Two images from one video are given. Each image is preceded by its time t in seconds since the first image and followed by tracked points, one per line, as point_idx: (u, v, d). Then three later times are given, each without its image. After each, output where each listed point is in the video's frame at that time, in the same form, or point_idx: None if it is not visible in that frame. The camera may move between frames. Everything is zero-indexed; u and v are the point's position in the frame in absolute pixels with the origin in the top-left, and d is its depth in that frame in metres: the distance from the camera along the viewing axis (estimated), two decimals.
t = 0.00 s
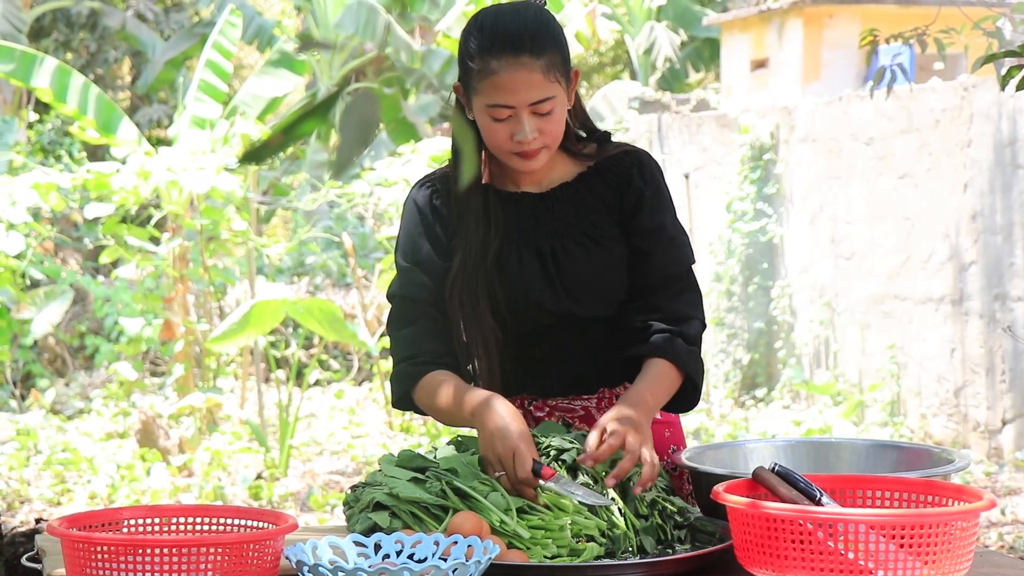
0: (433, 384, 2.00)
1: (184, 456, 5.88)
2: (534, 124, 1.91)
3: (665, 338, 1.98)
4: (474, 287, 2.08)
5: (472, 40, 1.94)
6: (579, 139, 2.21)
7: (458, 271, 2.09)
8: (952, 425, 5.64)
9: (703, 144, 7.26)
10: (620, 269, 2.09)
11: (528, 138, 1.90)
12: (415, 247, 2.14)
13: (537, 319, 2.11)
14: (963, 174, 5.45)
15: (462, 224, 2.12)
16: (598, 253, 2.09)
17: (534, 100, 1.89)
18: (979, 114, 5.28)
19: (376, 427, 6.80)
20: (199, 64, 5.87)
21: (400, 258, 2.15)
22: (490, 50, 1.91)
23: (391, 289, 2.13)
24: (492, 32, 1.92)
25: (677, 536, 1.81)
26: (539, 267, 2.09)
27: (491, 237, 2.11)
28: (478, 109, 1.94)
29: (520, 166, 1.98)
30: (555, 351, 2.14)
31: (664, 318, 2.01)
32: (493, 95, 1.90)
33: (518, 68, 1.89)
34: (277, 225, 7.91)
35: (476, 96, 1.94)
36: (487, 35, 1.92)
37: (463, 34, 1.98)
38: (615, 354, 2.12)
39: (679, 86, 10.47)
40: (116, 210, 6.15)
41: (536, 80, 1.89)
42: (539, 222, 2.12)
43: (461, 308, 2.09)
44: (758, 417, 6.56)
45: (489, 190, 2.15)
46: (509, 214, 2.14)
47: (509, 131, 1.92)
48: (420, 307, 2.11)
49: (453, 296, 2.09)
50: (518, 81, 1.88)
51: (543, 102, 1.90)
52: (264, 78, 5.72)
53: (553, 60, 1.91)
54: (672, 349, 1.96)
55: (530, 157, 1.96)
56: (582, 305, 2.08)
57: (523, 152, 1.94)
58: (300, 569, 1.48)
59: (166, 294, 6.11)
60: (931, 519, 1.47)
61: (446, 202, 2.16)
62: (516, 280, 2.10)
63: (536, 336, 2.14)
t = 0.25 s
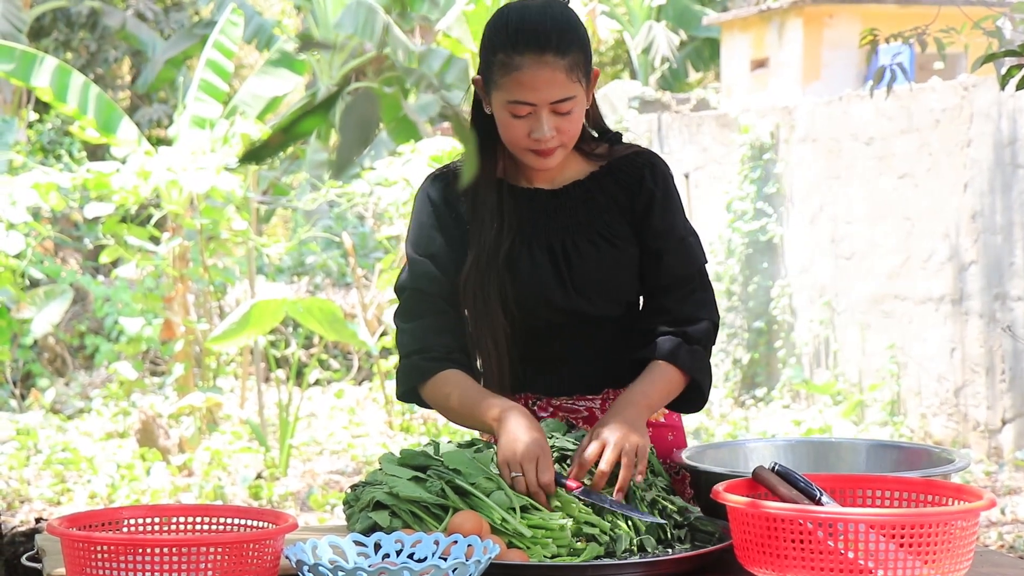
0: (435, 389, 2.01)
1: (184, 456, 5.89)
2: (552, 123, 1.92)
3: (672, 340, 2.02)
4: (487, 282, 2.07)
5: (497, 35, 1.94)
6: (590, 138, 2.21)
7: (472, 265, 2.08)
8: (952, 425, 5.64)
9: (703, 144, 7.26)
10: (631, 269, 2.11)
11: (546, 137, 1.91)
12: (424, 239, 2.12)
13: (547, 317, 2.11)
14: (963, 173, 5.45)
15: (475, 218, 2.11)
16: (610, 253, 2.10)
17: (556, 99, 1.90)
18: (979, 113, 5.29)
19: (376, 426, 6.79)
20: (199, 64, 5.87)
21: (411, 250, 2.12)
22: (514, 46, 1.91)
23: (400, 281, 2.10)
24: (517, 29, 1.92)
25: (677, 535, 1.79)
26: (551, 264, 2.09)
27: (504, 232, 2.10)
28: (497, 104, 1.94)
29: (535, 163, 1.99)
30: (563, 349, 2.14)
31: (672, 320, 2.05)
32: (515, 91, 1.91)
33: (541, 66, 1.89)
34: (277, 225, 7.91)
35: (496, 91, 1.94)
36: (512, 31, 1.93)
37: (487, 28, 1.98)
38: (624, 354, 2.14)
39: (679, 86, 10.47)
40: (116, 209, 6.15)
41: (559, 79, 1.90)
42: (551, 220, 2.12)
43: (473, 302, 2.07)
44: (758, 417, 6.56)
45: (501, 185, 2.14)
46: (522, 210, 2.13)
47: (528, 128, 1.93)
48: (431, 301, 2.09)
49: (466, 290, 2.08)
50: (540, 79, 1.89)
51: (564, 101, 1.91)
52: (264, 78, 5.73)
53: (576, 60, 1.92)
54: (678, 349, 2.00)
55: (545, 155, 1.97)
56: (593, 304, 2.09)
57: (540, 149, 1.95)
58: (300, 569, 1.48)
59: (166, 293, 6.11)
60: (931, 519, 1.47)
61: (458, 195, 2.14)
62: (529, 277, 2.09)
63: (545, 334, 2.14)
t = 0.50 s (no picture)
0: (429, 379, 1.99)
1: (184, 456, 5.89)
2: (571, 119, 1.92)
3: (681, 342, 2.03)
4: (500, 274, 2.05)
5: (522, 27, 1.95)
6: (602, 138, 2.21)
7: (486, 256, 2.07)
8: (952, 424, 5.64)
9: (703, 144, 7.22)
10: (642, 269, 2.11)
11: (563, 132, 1.90)
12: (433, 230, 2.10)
13: (557, 313, 2.10)
14: (963, 173, 5.45)
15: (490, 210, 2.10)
16: (621, 251, 2.10)
17: (575, 96, 1.90)
18: (979, 113, 5.30)
19: (376, 427, 6.79)
20: (200, 64, 5.87)
21: (423, 238, 2.11)
22: (539, 40, 1.92)
23: (412, 268, 2.08)
24: (542, 24, 1.93)
25: (676, 536, 1.80)
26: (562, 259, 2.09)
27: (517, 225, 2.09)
28: (517, 97, 1.94)
29: (550, 161, 1.99)
30: (571, 346, 2.13)
31: (680, 322, 2.06)
32: (536, 85, 1.91)
33: (565, 61, 1.90)
34: (278, 225, 7.90)
35: (517, 84, 1.94)
36: (538, 25, 1.93)
37: (512, 20, 1.99)
38: (632, 354, 2.15)
39: (679, 86, 10.47)
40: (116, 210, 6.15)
41: (582, 76, 1.90)
42: (563, 216, 2.11)
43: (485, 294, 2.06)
44: (758, 417, 6.56)
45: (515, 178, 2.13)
46: (534, 204, 2.12)
47: (545, 122, 1.92)
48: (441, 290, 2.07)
49: (478, 282, 2.07)
50: (563, 75, 1.90)
51: (583, 98, 1.91)
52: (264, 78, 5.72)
53: (597, 59, 1.93)
54: (684, 352, 2.01)
55: (560, 152, 1.96)
56: (604, 301, 2.08)
57: (556, 145, 1.94)
58: (300, 569, 1.48)
59: (166, 294, 6.11)
60: (931, 518, 1.47)
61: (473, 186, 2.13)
62: (540, 271, 2.08)
63: (554, 331, 2.13)
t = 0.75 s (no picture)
0: (420, 370, 2.01)
1: (184, 456, 5.89)
2: (577, 117, 1.92)
3: (673, 343, 2.02)
4: (498, 270, 2.06)
5: (533, 21, 1.95)
6: (609, 140, 2.21)
7: (485, 252, 2.08)
8: (952, 425, 5.65)
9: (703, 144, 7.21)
10: (641, 271, 2.10)
11: (568, 129, 1.91)
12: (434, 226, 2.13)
13: (555, 312, 2.09)
14: (963, 173, 5.46)
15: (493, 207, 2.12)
16: (621, 252, 2.09)
17: (582, 94, 1.91)
18: (979, 114, 5.31)
19: (376, 427, 6.79)
20: (200, 65, 5.87)
21: (426, 234, 2.13)
22: (550, 35, 1.92)
23: (412, 262, 2.10)
24: (554, 19, 1.93)
25: (676, 536, 1.81)
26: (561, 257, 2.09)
27: (518, 223, 2.10)
28: (524, 91, 1.95)
29: (555, 159, 2.00)
30: (570, 346, 2.12)
31: (676, 325, 2.05)
32: (545, 80, 1.91)
33: (574, 58, 1.90)
34: (278, 225, 7.90)
35: (525, 77, 1.95)
36: (548, 20, 1.93)
37: (524, 15, 1.98)
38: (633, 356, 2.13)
39: (680, 86, 10.46)
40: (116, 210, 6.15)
41: (590, 73, 1.90)
42: (564, 215, 2.11)
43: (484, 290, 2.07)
44: (759, 417, 6.55)
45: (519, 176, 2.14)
46: (536, 202, 2.13)
47: (551, 118, 1.93)
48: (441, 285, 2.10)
49: (478, 278, 2.08)
50: (572, 71, 1.90)
51: (589, 96, 1.92)
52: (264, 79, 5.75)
53: (607, 58, 1.93)
54: (678, 353, 2.00)
55: (564, 148, 1.97)
56: (603, 301, 2.07)
57: (561, 141, 1.95)
58: (300, 570, 1.48)
59: (166, 294, 6.11)
60: (931, 519, 1.47)
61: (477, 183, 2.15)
62: (539, 269, 2.08)
63: (553, 330, 2.12)
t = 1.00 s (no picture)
0: (419, 371, 2.05)
1: (184, 456, 5.89)
2: (569, 116, 1.92)
3: (655, 346, 2.01)
4: (488, 269, 2.08)
5: (528, 20, 1.95)
6: (607, 139, 2.20)
7: (475, 250, 2.10)
8: (952, 425, 5.65)
9: (702, 144, 7.25)
10: (632, 270, 2.08)
11: (560, 128, 1.92)
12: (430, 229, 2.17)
13: (545, 311, 2.10)
14: (963, 174, 5.46)
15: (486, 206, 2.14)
16: (612, 251, 2.08)
17: (576, 93, 1.91)
18: (979, 114, 5.31)
19: (376, 427, 6.79)
20: (200, 65, 5.87)
21: (423, 236, 2.18)
22: (544, 34, 1.92)
23: (406, 265, 2.15)
24: (549, 18, 1.93)
25: (676, 536, 1.80)
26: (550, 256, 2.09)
27: (510, 221, 2.11)
28: (519, 89, 1.95)
29: (548, 157, 2.00)
30: (562, 345, 2.13)
31: (662, 326, 2.03)
32: (538, 79, 1.91)
33: (568, 57, 1.90)
34: (278, 225, 7.90)
35: (519, 75, 1.95)
36: (545, 19, 1.93)
37: (520, 12, 1.99)
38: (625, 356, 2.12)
39: (680, 86, 10.47)
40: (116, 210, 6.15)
41: (584, 72, 1.90)
42: (556, 215, 2.11)
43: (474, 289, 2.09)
44: (759, 417, 6.55)
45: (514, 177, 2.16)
46: (529, 202, 2.14)
47: (545, 117, 1.93)
48: (436, 286, 2.14)
49: (468, 277, 2.11)
50: (566, 70, 1.90)
51: (583, 95, 1.92)
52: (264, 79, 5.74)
53: (602, 58, 1.93)
54: (661, 356, 2.00)
55: (557, 148, 1.97)
56: (592, 300, 2.07)
57: (554, 140, 1.95)
58: (300, 570, 1.48)
59: (166, 294, 6.11)
60: (931, 519, 1.47)
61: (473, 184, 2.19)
62: (528, 267, 2.09)
63: (546, 329, 2.13)
